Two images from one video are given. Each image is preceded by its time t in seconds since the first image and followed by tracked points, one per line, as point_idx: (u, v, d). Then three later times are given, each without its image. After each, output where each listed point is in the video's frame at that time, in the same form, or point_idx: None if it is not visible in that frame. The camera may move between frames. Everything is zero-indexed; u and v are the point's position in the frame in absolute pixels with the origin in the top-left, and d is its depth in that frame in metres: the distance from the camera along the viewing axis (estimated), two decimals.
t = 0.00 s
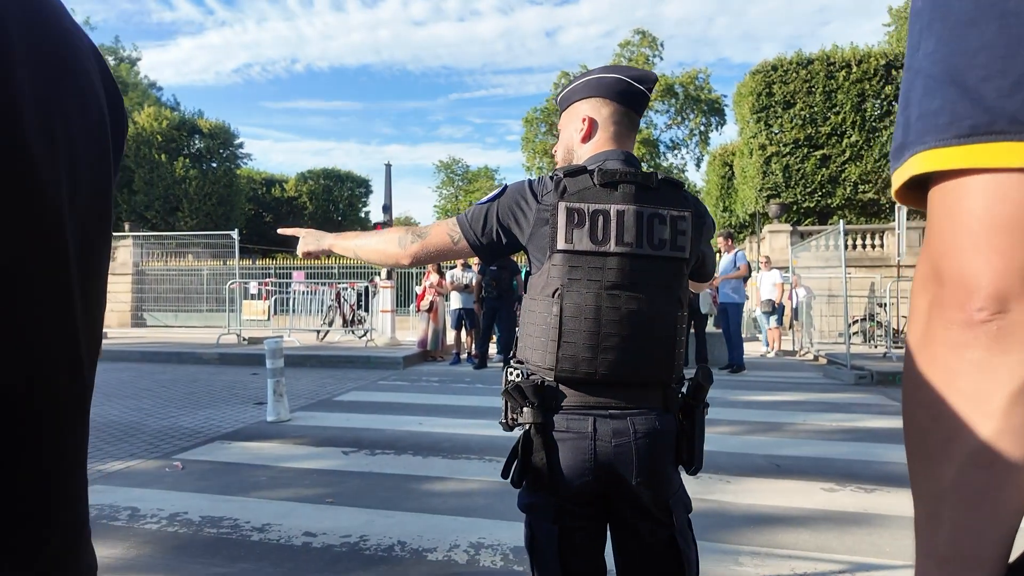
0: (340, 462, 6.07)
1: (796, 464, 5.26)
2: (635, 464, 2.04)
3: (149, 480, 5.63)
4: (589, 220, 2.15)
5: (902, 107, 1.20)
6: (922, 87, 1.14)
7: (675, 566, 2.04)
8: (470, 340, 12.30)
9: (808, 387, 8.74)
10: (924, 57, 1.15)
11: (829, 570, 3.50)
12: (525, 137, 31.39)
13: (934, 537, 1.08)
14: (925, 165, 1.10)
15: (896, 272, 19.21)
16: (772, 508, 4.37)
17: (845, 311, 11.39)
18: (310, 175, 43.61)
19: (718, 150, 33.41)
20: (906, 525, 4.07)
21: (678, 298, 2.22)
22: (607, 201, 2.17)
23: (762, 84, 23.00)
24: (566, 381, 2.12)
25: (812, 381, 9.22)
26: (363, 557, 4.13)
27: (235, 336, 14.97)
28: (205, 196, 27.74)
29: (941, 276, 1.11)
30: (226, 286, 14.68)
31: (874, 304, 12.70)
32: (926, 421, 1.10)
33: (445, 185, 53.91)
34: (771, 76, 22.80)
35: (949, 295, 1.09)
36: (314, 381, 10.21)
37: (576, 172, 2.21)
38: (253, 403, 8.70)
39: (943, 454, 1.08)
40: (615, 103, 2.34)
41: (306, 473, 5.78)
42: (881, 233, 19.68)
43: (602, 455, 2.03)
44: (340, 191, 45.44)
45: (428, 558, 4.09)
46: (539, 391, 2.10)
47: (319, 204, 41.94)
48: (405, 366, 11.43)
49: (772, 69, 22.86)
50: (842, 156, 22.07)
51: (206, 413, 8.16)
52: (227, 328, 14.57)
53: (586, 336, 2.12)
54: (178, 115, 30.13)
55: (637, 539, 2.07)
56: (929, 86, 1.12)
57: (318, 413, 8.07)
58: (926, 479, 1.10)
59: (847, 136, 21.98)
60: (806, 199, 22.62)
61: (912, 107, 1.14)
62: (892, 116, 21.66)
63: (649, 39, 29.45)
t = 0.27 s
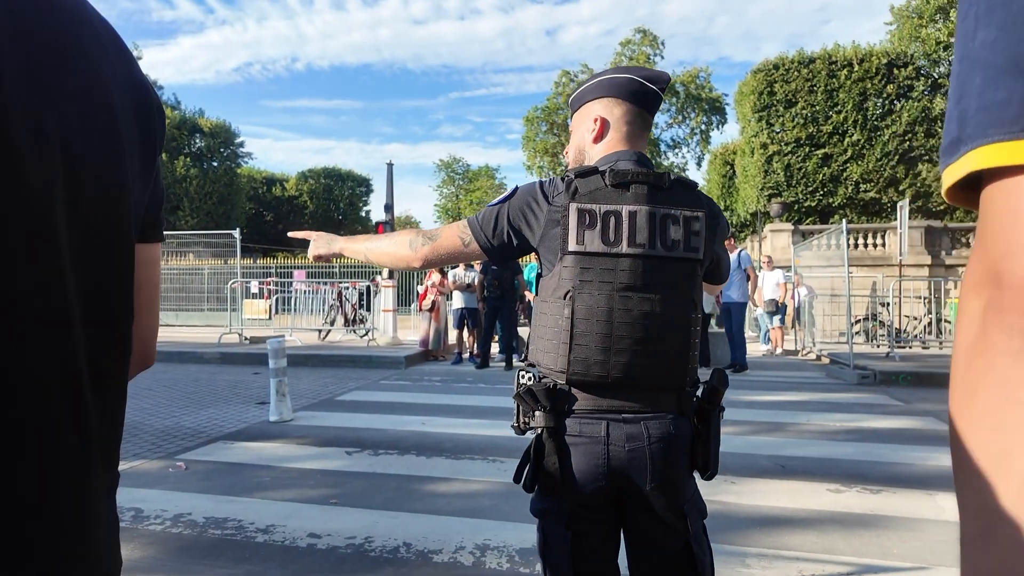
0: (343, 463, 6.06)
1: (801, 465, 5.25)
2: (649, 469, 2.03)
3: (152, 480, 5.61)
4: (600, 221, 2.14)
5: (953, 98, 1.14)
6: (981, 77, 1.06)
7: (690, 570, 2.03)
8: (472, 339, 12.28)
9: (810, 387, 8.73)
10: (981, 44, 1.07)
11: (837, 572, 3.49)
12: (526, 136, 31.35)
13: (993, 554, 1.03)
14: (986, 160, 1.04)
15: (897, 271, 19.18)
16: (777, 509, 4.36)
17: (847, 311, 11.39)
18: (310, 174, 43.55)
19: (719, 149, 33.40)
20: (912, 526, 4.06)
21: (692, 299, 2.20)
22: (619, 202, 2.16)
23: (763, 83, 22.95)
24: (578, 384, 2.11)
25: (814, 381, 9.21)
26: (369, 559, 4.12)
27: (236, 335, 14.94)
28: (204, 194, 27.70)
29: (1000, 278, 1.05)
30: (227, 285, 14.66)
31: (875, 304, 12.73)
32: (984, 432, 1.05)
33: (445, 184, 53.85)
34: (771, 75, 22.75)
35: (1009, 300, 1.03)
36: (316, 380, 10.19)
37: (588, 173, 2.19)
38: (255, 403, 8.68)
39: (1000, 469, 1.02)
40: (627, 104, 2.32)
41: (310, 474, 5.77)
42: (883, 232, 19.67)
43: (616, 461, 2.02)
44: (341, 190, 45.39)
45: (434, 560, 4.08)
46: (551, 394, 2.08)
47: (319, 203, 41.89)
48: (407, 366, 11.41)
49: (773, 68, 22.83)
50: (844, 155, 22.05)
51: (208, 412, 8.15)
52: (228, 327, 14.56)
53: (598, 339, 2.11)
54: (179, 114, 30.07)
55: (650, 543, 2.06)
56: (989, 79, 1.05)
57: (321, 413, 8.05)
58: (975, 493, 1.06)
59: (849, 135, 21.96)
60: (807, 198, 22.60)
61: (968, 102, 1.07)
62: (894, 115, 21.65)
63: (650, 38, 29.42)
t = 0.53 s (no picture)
0: (345, 462, 6.07)
1: (803, 465, 5.25)
2: (658, 469, 2.03)
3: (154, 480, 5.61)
4: (607, 220, 2.14)
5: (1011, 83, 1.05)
6: None
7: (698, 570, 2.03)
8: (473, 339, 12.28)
9: (811, 387, 8.73)
10: None
11: (840, 573, 3.50)
12: (526, 135, 31.37)
13: None
14: None
15: (898, 271, 19.19)
16: (781, 509, 4.36)
17: (849, 310, 11.39)
18: (310, 174, 43.49)
19: (719, 149, 33.40)
20: (915, 527, 4.07)
21: (699, 299, 2.20)
22: (625, 201, 2.16)
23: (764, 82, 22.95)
24: (585, 384, 2.11)
25: (815, 381, 9.21)
26: (372, 558, 4.12)
27: (236, 335, 14.94)
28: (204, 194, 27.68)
29: None
30: (228, 285, 14.65)
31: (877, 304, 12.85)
32: None
33: (444, 184, 53.84)
34: (772, 75, 22.76)
35: None
36: (317, 380, 10.19)
37: (595, 172, 2.20)
38: (256, 403, 8.68)
39: None
40: (633, 102, 2.32)
41: (312, 474, 5.77)
42: (884, 232, 19.69)
43: (625, 460, 2.02)
44: (341, 189, 45.34)
45: (437, 560, 4.08)
46: (559, 394, 2.09)
47: (319, 203, 41.87)
48: (408, 365, 11.41)
49: (774, 67, 22.84)
50: (845, 154, 22.07)
51: (210, 412, 8.15)
52: (229, 327, 14.56)
53: (605, 339, 2.10)
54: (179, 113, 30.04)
55: (658, 544, 2.06)
56: None
57: (322, 413, 8.06)
58: None
59: (849, 134, 21.97)
60: (808, 197, 22.61)
61: None
62: (894, 114, 21.66)
63: (649, 38, 29.43)
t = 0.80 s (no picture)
0: (344, 462, 6.06)
1: (802, 464, 5.25)
2: (658, 471, 2.02)
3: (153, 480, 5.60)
4: (608, 221, 2.13)
5: None
6: None
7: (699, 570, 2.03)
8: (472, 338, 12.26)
9: (811, 385, 8.73)
10: None
11: (839, 573, 3.49)
12: (525, 134, 31.38)
13: None
14: None
15: (897, 270, 19.20)
16: (780, 508, 4.36)
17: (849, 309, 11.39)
18: (309, 173, 43.43)
19: (718, 147, 33.39)
20: (914, 526, 4.06)
21: (699, 299, 2.19)
22: (626, 201, 2.14)
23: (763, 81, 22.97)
24: (586, 386, 2.09)
25: (814, 380, 9.21)
26: (370, 559, 4.11)
27: (235, 334, 14.92)
28: (204, 192, 27.67)
29: None
30: (227, 284, 14.63)
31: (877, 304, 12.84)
32: None
33: (443, 183, 53.78)
34: (771, 73, 22.81)
35: None
36: (316, 380, 10.18)
37: (595, 172, 2.18)
38: (255, 402, 8.67)
39: None
40: (633, 101, 2.31)
41: (311, 473, 5.76)
42: (883, 231, 19.70)
43: (625, 462, 2.01)
44: (340, 188, 45.31)
45: (436, 560, 4.08)
46: (559, 395, 2.08)
47: (318, 202, 41.84)
48: (407, 365, 11.39)
49: (773, 66, 22.85)
50: (844, 153, 22.07)
51: (209, 412, 8.14)
52: (228, 326, 14.52)
53: (606, 340, 2.09)
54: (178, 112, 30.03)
55: (658, 545, 2.05)
56: None
57: (321, 412, 8.05)
58: None
59: (848, 133, 21.98)
60: (807, 196, 22.62)
61: None
62: (893, 113, 21.65)
63: (648, 36, 29.41)
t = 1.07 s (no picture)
0: (341, 462, 6.04)
1: (799, 464, 5.24)
2: (647, 469, 2.01)
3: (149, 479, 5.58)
4: (598, 219, 2.12)
5: None
6: None
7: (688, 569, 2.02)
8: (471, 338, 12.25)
9: (808, 385, 8.71)
10: None
11: (835, 572, 3.48)
12: (524, 133, 31.39)
13: None
14: None
15: (896, 269, 19.19)
16: (776, 507, 4.35)
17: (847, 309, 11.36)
18: (308, 172, 43.38)
19: (718, 147, 33.39)
20: (910, 525, 4.05)
21: (690, 298, 2.19)
22: (616, 199, 2.14)
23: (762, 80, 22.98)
24: (575, 384, 2.09)
25: (813, 379, 9.19)
26: (365, 558, 4.10)
27: (234, 334, 14.90)
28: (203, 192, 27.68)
29: None
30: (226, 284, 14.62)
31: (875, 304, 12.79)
32: None
33: (443, 182, 53.78)
34: (770, 72, 22.82)
35: None
36: (315, 379, 10.17)
37: (584, 170, 2.17)
38: (252, 401, 8.65)
39: None
40: (626, 100, 2.30)
41: (307, 473, 5.75)
42: (882, 231, 19.69)
43: (614, 461, 2.00)
44: (340, 187, 45.29)
45: (431, 559, 4.06)
46: (548, 394, 2.07)
47: (318, 201, 41.85)
48: (405, 364, 11.38)
49: (772, 65, 22.85)
50: (843, 153, 22.07)
51: (206, 411, 8.13)
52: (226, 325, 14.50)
53: (595, 338, 2.09)
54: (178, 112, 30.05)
55: (647, 544, 2.04)
56: None
57: (319, 412, 8.04)
58: None
59: (847, 133, 21.98)
60: (806, 195, 22.60)
61: None
62: (892, 112, 21.64)
63: (648, 36, 29.40)
